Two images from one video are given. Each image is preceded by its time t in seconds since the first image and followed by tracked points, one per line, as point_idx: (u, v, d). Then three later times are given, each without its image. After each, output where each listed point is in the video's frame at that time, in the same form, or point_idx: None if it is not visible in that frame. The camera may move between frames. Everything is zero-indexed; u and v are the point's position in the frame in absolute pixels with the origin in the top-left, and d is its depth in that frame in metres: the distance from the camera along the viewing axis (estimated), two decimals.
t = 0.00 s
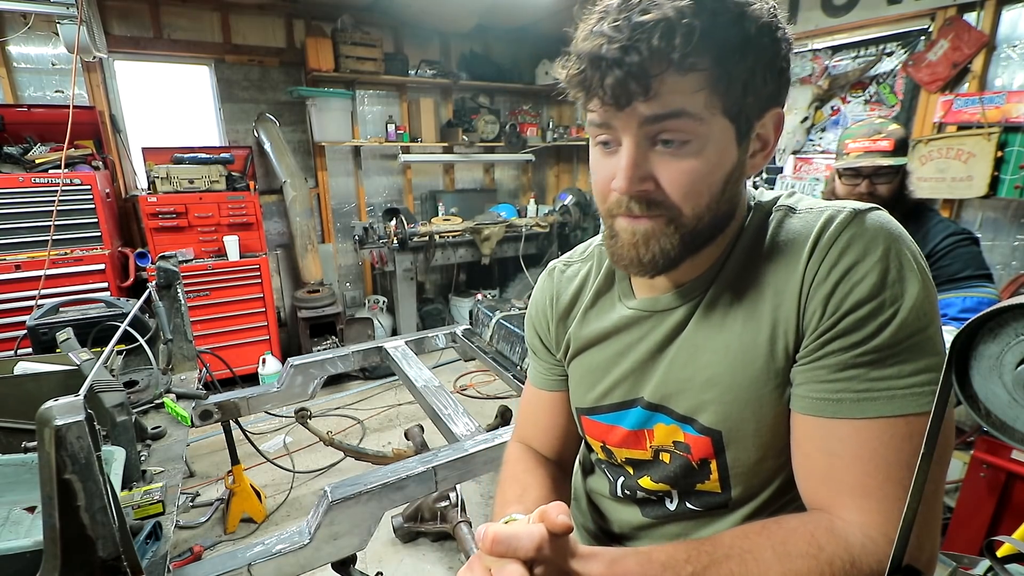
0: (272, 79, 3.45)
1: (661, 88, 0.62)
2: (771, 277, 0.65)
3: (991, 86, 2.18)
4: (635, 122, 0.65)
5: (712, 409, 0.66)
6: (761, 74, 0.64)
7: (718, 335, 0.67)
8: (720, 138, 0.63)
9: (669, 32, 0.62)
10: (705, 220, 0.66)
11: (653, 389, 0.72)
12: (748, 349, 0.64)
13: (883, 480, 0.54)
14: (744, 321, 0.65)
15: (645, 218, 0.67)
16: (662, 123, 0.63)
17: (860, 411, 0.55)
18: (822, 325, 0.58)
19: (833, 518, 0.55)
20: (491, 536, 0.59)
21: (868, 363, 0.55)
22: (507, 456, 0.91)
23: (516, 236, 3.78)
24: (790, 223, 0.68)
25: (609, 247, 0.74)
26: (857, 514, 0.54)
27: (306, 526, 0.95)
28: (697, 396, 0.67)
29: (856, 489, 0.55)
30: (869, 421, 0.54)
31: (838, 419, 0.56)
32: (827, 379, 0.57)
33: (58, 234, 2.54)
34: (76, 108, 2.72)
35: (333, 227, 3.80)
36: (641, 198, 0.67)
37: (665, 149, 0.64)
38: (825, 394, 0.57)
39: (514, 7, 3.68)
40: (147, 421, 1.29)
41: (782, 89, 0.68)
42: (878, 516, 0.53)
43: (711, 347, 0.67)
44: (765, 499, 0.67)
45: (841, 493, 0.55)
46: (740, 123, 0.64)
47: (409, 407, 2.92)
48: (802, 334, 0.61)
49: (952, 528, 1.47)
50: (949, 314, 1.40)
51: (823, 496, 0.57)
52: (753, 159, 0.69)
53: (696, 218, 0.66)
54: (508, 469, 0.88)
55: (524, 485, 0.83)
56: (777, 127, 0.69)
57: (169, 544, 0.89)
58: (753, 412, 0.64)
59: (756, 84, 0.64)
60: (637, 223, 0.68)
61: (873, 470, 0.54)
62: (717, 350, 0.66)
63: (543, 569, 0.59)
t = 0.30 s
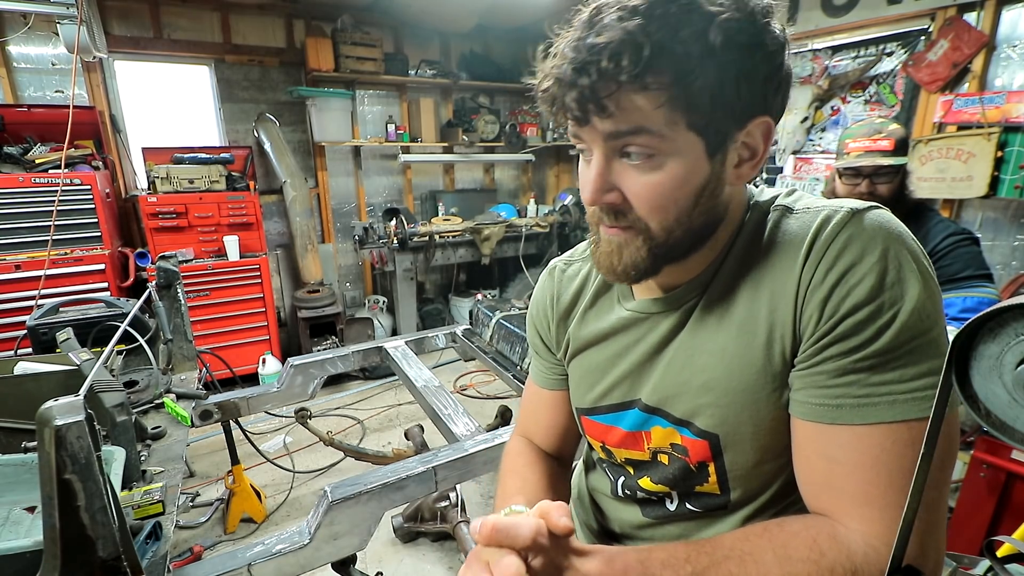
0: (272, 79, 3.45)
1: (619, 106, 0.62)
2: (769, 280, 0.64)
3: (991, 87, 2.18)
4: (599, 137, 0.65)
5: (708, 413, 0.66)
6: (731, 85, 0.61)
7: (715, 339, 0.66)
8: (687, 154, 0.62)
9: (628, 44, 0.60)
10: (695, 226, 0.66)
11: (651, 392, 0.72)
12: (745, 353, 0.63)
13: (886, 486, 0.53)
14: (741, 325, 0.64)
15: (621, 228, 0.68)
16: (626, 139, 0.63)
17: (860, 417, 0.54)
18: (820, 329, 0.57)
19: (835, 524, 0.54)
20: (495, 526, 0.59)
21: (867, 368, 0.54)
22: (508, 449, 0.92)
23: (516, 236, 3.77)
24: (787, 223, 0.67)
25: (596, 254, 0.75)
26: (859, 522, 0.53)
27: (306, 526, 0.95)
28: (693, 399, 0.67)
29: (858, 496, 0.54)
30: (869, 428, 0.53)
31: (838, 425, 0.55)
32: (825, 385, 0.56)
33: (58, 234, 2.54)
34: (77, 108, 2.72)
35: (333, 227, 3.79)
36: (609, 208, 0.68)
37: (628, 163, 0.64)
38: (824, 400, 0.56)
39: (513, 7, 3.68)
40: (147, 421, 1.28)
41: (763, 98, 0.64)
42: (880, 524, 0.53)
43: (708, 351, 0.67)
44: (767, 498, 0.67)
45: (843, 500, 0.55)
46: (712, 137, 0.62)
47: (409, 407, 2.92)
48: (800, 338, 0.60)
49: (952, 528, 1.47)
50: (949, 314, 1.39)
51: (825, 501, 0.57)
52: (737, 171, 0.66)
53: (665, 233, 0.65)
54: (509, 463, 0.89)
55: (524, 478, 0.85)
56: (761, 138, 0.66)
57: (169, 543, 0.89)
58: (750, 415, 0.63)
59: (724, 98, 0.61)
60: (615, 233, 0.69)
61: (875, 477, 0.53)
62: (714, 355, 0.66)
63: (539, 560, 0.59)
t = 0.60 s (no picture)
0: (272, 79, 3.45)
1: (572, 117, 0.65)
2: (770, 281, 0.64)
3: (991, 86, 2.18)
4: (563, 144, 0.68)
5: (708, 413, 0.66)
6: (671, 83, 0.60)
7: (716, 340, 0.66)
8: (640, 155, 0.62)
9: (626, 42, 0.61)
10: (689, 210, 0.65)
11: (652, 391, 0.72)
12: (747, 354, 0.63)
13: (889, 488, 0.53)
14: (742, 325, 0.65)
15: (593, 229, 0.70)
16: (584, 145, 0.65)
17: (861, 419, 0.54)
18: (821, 330, 0.57)
19: (839, 529, 0.54)
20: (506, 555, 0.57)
21: (868, 370, 0.54)
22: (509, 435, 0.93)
23: (516, 236, 3.78)
24: (789, 223, 0.67)
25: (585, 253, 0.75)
26: (862, 526, 0.53)
27: (306, 526, 0.95)
28: (694, 399, 0.68)
29: (861, 499, 0.54)
30: (871, 430, 0.53)
31: (840, 426, 0.55)
32: (827, 386, 0.56)
33: (58, 234, 2.54)
34: (77, 108, 2.72)
35: (333, 227, 3.79)
36: (581, 209, 0.69)
37: (590, 166, 0.66)
38: (825, 401, 0.56)
39: (513, 7, 3.68)
40: (147, 421, 1.29)
41: (719, 93, 0.62)
42: (883, 529, 0.52)
43: (708, 351, 0.67)
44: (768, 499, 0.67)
45: (847, 503, 0.55)
46: (664, 137, 0.61)
47: (409, 407, 2.92)
48: (802, 339, 0.60)
49: (952, 528, 1.47)
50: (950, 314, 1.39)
51: (829, 503, 0.56)
52: (705, 170, 0.65)
53: (629, 233, 0.66)
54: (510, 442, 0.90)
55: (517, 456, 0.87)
56: (729, 134, 0.64)
57: (169, 543, 0.89)
58: (752, 415, 0.63)
59: (666, 97, 0.60)
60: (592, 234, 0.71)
61: (877, 479, 0.53)
62: (715, 354, 0.66)
63: None
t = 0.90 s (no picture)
0: (272, 79, 3.45)
1: (623, 87, 0.59)
2: (769, 282, 0.64)
3: (991, 86, 2.18)
4: (601, 122, 0.62)
5: (709, 413, 0.66)
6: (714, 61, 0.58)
7: (715, 340, 0.66)
8: (689, 138, 0.59)
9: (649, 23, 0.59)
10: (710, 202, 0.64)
11: (650, 392, 0.72)
12: (745, 355, 0.63)
13: (888, 488, 0.53)
14: (741, 325, 0.65)
15: (629, 219, 0.63)
16: (629, 121, 0.60)
17: (860, 417, 0.54)
18: (820, 329, 0.57)
19: (838, 528, 0.54)
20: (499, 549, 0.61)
21: (867, 368, 0.54)
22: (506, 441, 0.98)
23: (516, 236, 3.78)
24: (787, 223, 0.67)
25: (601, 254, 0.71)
26: (861, 525, 0.53)
27: (306, 525, 0.95)
28: (694, 399, 0.67)
29: (860, 498, 0.54)
30: (870, 428, 0.53)
31: (839, 426, 0.55)
32: (826, 385, 0.56)
33: (58, 234, 2.54)
34: (77, 108, 2.72)
35: (333, 227, 3.80)
36: (618, 196, 0.63)
37: (635, 147, 0.61)
38: (824, 399, 0.56)
39: (514, 7, 3.68)
40: (147, 421, 1.28)
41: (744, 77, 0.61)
42: (882, 528, 0.52)
43: (707, 351, 0.67)
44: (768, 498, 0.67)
45: (845, 502, 0.55)
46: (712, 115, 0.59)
47: (409, 407, 2.92)
48: (800, 338, 0.60)
49: (952, 528, 1.47)
50: (949, 314, 1.39)
51: (827, 502, 0.56)
52: (735, 152, 0.64)
53: (676, 216, 0.62)
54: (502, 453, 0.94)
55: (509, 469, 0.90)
56: (755, 118, 0.64)
57: (169, 543, 0.89)
58: (752, 414, 0.63)
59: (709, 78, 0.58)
60: (626, 228, 0.64)
61: (875, 478, 0.53)
62: (714, 354, 0.66)
63: None
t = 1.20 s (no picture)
0: (272, 79, 3.45)
1: (670, 83, 0.60)
2: (776, 283, 0.64)
3: (991, 86, 2.18)
4: (642, 122, 0.62)
5: (717, 419, 0.66)
6: (741, 63, 0.62)
7: (720, 345, 0.66)
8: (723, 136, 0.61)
9: (677, 22, 0.60)
10: (725, 209, 0.65)
11: (657, 401, 0.71)
12: (752, 357, 0.63)
13: (894, 490, 0.53)
14: (748, 329, 0.64)
15: (658, 226, 0.65)
16: (676, 119, 0.61)
17: (864, 417, 0.54)
18: (827, 329, 0.57)
19: (842, 531, 0.54)
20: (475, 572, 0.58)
21: (873, 368, 0.54)
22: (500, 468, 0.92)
23: (516, 236, 3.78)
24: (792, 225, 0.68)
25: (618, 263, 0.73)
26: (864, 526, 0.53)
27: (306, 526, 0.95)
28: (704, 407, 0.67)
29: (864, 500, 0.54)
30: (872, 428, 0.53)
31: (844, 426, 0.55)
32: (831, 385, 0.56)
33: (58, 234, 2.54)
34: (76, 108, 2.72)
35: (333, 227, 3.80)
36: (656, 203, 0.64)
37: (677, 147, 0.63)
38: (830, 400, 0.56)
39: (514, 7, 3.68)
40: (147, 421, 1.29)
41: (761, 75, 0.65)
42: (886, 528, 0.53)
43: (715, 358, 0.66)
44: (769, 499, 0.67)
45: (850, 505, 0.55)
46: (744, 113, 0.63)
47: (409, 407, 2.92)
48: (807, 339, 0.60)
49: (952, 528, 1.47)
50: (950, 314, 1.39)
51: (831, 507, 0.56)
52: (757, 151, 0.68)
53: (710, 223, 0.64)
54: (503, 484, 0.88)
55: (519, 503, 0.84)
56: (770, 120, 0.69)
57: (169, 544, 0.89)
58: (762, 420, 0.63)
59: (740, 79, 0.62)
60: (651, 236, 0.66)
61: (880, 480, 0.53)
62: (720, 361, 0.66)
63: None
